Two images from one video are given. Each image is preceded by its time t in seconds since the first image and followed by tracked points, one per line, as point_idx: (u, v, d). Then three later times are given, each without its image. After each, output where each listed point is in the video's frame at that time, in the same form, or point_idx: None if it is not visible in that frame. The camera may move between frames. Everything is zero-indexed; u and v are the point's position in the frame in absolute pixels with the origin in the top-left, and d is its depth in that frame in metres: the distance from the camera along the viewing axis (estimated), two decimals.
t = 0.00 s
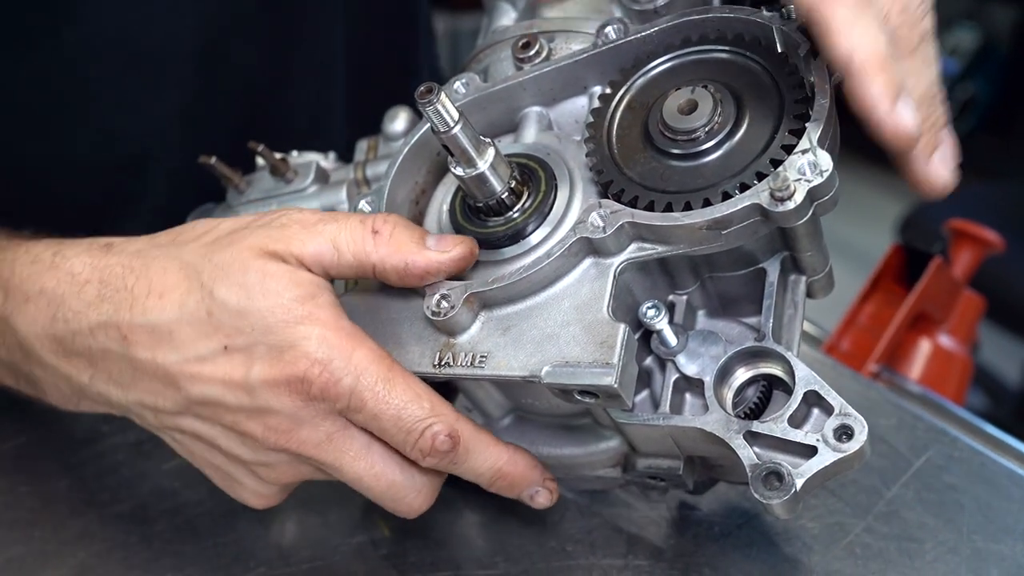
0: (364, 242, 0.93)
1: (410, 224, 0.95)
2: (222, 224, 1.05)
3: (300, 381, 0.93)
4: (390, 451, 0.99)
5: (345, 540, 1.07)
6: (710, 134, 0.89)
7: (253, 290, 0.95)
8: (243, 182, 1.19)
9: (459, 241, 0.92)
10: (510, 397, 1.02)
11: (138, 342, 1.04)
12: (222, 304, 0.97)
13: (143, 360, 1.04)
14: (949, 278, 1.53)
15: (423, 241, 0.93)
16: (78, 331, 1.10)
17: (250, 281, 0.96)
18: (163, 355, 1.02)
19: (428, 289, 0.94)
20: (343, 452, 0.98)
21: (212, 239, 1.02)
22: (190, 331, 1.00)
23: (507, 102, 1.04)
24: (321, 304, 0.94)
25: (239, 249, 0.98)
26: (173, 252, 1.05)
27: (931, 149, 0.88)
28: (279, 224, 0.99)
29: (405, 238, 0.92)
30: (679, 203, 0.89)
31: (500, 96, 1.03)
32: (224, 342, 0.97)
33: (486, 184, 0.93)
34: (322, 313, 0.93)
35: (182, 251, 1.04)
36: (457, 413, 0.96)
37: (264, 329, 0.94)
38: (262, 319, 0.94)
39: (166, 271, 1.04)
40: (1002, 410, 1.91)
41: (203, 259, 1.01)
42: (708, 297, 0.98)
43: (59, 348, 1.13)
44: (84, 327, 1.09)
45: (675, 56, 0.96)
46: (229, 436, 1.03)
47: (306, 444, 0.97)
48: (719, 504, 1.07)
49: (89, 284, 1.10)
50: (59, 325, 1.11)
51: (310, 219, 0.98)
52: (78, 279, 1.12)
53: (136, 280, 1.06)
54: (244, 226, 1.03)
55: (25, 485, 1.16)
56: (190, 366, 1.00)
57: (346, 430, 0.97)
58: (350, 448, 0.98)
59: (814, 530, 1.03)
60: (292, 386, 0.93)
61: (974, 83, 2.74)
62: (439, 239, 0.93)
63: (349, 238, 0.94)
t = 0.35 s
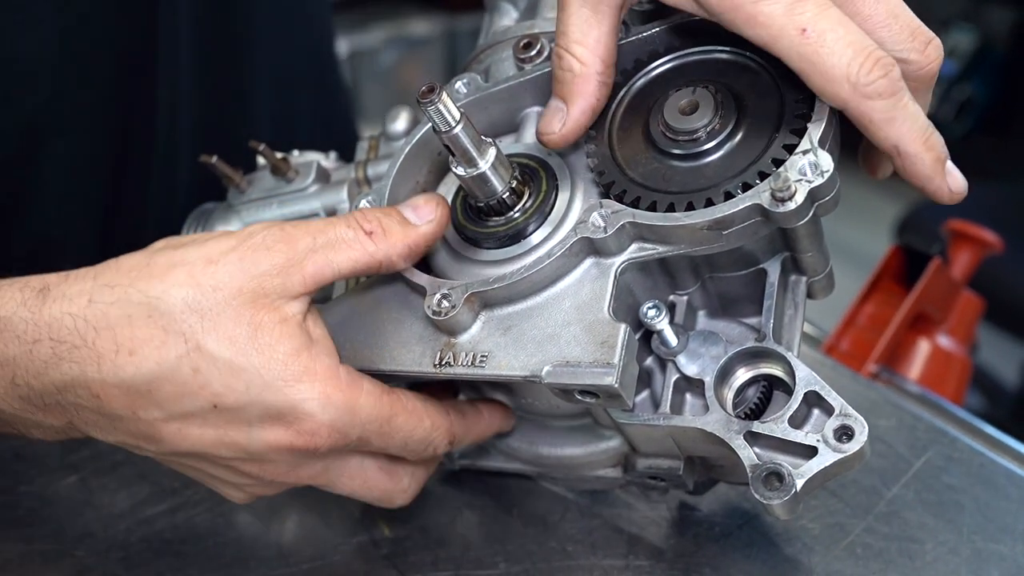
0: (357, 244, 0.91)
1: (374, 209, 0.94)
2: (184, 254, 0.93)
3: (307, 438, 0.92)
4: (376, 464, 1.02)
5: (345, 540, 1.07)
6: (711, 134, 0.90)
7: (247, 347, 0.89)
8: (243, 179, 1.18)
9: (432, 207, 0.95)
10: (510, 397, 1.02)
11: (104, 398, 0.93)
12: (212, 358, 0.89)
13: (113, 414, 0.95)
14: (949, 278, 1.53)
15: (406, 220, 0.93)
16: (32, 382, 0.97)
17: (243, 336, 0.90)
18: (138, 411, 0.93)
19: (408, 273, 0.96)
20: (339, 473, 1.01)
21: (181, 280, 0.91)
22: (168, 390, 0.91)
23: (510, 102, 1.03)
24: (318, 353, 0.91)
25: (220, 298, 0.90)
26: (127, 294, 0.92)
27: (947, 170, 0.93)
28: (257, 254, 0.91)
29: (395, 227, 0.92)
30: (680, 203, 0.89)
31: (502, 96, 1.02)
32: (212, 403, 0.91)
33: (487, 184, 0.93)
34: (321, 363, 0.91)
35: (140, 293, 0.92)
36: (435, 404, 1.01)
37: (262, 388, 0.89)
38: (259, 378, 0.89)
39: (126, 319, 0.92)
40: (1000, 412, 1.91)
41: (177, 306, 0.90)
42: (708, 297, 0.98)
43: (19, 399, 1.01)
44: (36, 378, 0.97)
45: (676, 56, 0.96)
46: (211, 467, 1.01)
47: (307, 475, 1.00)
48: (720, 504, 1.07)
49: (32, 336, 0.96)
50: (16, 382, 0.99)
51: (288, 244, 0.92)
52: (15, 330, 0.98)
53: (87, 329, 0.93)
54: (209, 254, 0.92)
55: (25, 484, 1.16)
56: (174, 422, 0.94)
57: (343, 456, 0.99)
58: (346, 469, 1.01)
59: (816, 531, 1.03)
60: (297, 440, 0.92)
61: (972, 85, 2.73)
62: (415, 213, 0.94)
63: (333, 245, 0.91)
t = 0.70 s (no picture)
0: (362, 236, 0.91)
1: (391, 201, 0.93)
2: (195, 184, 0.92)
3: (290, 374, 0.89)
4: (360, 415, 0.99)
5: (347, 539, 1.07)
6: (706, 131, 0.89)
7: (244, 276, 0.87)
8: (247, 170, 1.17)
9: (447, 221, 0.94)
10: (505, 393, 1.01)
11: (108, 311, 0.90)
12: (210, 284, 0.87)
13: (113, 328, 0.92)
14: (949, 278, 1.53)
15: (414, 227, 0.93)
16: (37, 296, 0.94)
17: (241, 266, 0.87)
18: (137, 326, 0.90)
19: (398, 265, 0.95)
20: (323, 418, 0.98)
21: (189, 211, 0.90)
22: (168, 307, 0.89)
23: (509, 97, 1.02)
24: (314, 291, 0.89)
25: (225, 229, 0.88)
26: (140, 214, 0.91)
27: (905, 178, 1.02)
28: (263, 197, 0.90)
29: (402, 234, 0.92)
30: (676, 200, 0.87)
31: (501, 92, 1.02)
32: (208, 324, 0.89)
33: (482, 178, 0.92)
34: (316, 301, 0.89)
35: (151, 216, 0.90)
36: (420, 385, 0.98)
37: (256, 315, 0.88)
38: (255, 306, 0.87)
39: (134, 237, 0.90)
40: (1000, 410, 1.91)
41: (183, 231, 0.89)
42: (704, 297, 0.97)
43: (19, 314, 0.97)
44: (41, 291, 0.93)
45: (670, 55, 0.95)
46: (201, 396, 0.98)
47: (291, 413, 0.96)
48: (722, 503, 1.07)
49: (43, 246, 0.94)
50: (20, 294, 0.95)
51: (294, 192, 0.91)
52: (27, 238, 0.95)
53: (96, 242, 0.91)
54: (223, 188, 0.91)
55: (26, 484, 1.16)
56: (169, 340, 0.90)
57: (326, 404, 0.96)
58: (329, 417, 0.98)
59: (818, 529, 1.03)
60: (285, 370, 0.89)
61: (971, 85, 2.72)
62: (426, 222, 0.93)
63: (339, 226, 0.90)
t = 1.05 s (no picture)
0: (365, 229, 0.90)
1: (392, 199, 0.92)
2: (194, 200, 0.91)
3: (301, 386, 0.89)
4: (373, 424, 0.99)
5: (351, 542, 1.06)
6: (710, 133, 0.89)
7: (250, 290, 0.87)
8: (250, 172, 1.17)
9: (449, 211, 0.93)
10: (510, 397, 1.00)
11: (109, 335, 0.90)
12: (215, 300, 0.87)
13: (115, 351, 0.92)
14: (951, 278, 1.53)
15: (416, 219, 0.92)
16: (34, 322, 0.94)
17: (247, 280, 0.87)
18: (141, 348, 0.91)
19: (402, 266, 0.94)
20: (335, 428, 0.97)
21: (188, 226, 0.90)
22: (172, 328, 0.88)
23: (513, 99, 1.02)
24: (320, 301, 0.89)
25: (228, 243, 0.88)
26: (138, 232, 0.91)
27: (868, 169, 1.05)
28: (264, 210, 0.90)
29: (405, 227, 0.91)
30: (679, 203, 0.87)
31: (504, 94, 1.01)
32: (215, 342, 0.88)
33: (485, 181, 0.92)
34: (322, 311, 0.88)
35: (150, 234, 0.90)
36: (430, 387, 0.97)
37: (263, 330, 0.87)
38: (261, 321, 0.87)
39: (134, 257, 0.90)
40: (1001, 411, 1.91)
41: (185, 249, 0.89)
42: (709, 300, 0.96)
43: (19, 340, 0.97)
44: (39, 318, 0.93)
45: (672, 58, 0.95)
46: (207, 412, 0.98)
47: (302, 424, 0.96)
48: (726, 505, 1.06)
49: (39, 271, 0.93)
50: (18, 320, 0.94)
51: (295, 204, 0.90)
52: (22, 263, 0.94)
53: (94, 264, 0.91)
54: (223, 203, 0.91)
55: (26, 488, 1.16)
56: (176, 360, 0.91)
57: (338, 414, 0.96)
58: (341, 426, 0.97)
59: (823, 531, 1.03)
60: (295, 384, 0.89)
61: (967, 84, 2.71)
62: (427, 212, 0.92)
63: (341, 223, 0.90)
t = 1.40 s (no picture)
0: (380, 229, 0.91)
1: (406, 199, 0.93)
2: (208, 193, 0.90)
3: (315, 385, 0.89)
4: (382, 424, 0.99)
5: (359, 542, 1.06)
6: (719, 132, 0.89)
7: (266, 287, 0.87)
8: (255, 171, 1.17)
9: (461, 215, 0.94)
10: (518, 396, 1.00)
11: (122, 331, 0.90)
12: (231, 296, 0.86)
13: (128, 346, 0.91)
14: (955, 274, 1.53)
15: (429, 222, 0.93)
16: (45, 318, 0.93)
17: (263, 276, 0.87)
18: (154, 344, 0.90)
19: (410, 266, 0.94)
20: (345, 426, 0.97)
21: (202, 220, 0.89)
22: (186, 324, 0.88)
23: (519, 97, 1.02)
24: (335, 300, 0.88)
25: (244, 238, 0.88)
26: (151, 227, 0.90)
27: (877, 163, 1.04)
28: (280, 203, 0.89)
29: (418, 227, 0.92)
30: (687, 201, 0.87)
31: (511, 92, 1.01)
32: (230, 340, 0.87)
33: (493, 179, 0.92)
34: (337, 310, 0.88)
35: (164, 228, 0.89)
36: (443, 384, 0.97)
37: (279, 326, 0.87)
38: (277, 317, 0.87)
39: (147, 251, 0.89)
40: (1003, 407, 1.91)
41: (199, 244, 0.88)
42: (717, 297, 0.96)
43: (31, 336, 0.96)
44: (50, 313, 0.92)
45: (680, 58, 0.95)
46: (217, 409, 0.97)
47: (313, 422, 0.96)
48: (733, 503, 1.06)
49: (51, 266, 0.92)
50: (30, 316, 0.94)
51: (310, 199, 0.90)
52: (35, 258, 0.93)
53: (107, 258, 0.90)
54: (237, 196, 0.90)
55: (32, 489, 1.15)
56: (188, 357, 0.90)
57: (350, 411, 0.95)
58: (352, 424, 0.97)
59: (832, 528, 1.03)
60: (309, 383, 0.89)
61: (966, 81, 2.71)
62: (440, 216, 0.93)
63: (354, 220, 0.90)
